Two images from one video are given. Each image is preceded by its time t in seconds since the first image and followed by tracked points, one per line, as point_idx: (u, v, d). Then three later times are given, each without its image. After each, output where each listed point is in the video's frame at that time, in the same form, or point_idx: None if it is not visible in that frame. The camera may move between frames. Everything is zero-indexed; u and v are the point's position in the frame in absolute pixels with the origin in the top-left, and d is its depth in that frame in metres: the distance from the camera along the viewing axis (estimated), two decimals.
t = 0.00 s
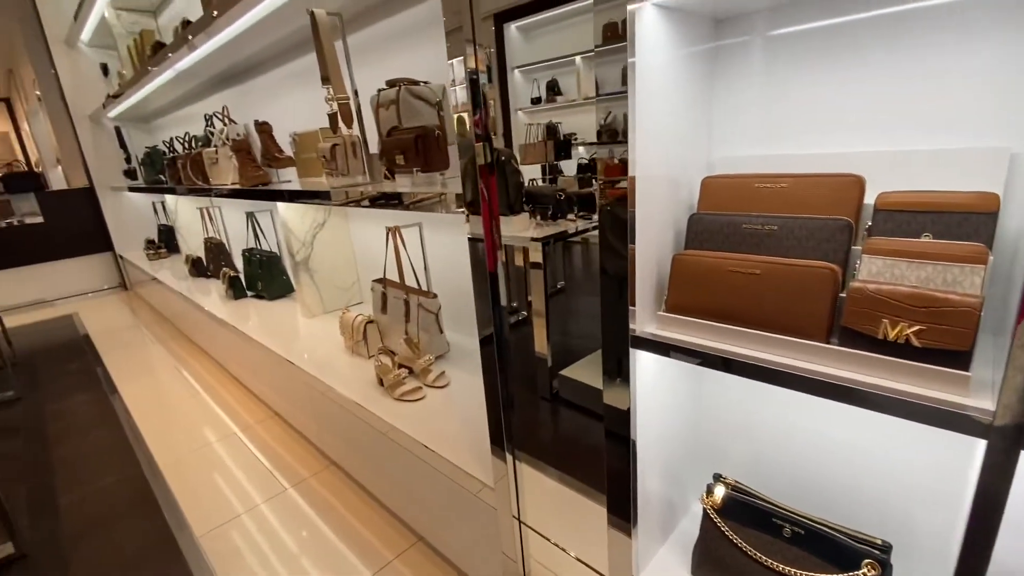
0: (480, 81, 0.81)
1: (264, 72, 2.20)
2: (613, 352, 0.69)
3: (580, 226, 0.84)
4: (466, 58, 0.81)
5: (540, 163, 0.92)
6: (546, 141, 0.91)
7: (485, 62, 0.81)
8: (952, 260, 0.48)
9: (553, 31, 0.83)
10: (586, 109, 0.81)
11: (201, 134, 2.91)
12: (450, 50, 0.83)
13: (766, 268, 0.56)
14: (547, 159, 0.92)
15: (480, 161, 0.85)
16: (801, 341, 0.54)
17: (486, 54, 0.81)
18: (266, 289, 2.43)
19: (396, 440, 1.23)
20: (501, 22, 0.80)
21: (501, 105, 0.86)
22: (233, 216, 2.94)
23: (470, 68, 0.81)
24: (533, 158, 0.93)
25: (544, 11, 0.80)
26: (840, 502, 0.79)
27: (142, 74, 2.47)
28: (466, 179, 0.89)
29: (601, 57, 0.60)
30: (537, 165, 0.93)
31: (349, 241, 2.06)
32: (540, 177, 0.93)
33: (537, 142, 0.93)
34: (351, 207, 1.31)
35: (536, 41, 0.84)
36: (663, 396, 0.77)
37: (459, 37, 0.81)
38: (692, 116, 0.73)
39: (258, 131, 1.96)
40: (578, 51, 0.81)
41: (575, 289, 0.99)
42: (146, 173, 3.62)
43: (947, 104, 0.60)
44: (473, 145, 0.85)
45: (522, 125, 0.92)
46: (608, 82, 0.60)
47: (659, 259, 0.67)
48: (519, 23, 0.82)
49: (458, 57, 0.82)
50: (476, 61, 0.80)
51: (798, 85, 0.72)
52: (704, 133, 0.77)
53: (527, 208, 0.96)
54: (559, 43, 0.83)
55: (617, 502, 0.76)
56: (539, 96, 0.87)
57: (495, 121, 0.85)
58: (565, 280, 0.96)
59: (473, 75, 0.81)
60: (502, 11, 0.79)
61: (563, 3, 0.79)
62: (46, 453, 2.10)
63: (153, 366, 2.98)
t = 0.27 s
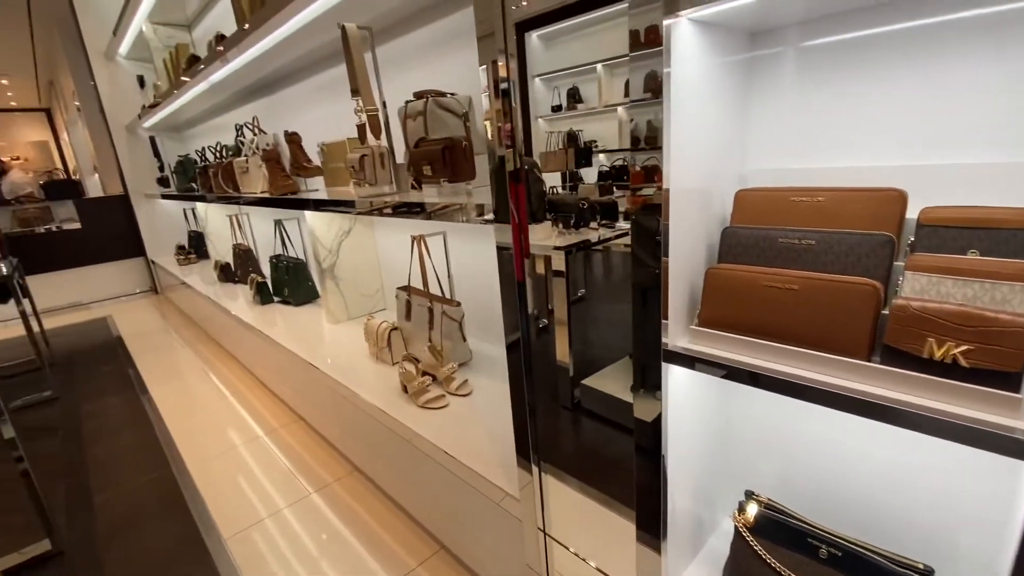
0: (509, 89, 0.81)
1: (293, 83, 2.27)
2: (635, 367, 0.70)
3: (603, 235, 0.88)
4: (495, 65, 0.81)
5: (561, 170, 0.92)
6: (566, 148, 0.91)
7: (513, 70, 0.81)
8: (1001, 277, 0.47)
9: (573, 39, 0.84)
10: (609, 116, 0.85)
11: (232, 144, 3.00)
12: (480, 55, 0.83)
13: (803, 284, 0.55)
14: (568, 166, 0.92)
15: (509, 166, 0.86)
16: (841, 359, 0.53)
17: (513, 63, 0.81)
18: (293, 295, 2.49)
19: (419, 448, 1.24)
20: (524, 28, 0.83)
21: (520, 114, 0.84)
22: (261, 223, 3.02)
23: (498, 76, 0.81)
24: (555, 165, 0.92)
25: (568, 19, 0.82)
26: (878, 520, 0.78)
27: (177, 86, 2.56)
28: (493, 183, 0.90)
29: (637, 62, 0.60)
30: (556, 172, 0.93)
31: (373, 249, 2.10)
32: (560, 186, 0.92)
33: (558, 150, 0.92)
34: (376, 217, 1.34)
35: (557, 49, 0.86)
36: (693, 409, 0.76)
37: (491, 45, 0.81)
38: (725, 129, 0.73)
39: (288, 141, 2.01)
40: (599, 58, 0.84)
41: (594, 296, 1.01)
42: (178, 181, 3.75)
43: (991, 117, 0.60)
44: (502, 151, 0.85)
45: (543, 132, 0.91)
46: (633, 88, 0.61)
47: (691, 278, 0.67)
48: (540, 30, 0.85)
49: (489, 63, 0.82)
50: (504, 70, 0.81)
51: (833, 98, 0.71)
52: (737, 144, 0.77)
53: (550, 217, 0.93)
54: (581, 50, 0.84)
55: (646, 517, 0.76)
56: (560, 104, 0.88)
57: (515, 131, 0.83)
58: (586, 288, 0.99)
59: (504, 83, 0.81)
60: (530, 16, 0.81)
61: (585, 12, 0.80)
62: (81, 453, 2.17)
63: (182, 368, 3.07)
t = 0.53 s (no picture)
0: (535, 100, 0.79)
1: (318, 95, 2.32)
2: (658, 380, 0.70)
3: (622, 243, 0.89)
4: (519, 73, 0.78)
5: (578, 178, 0.95)
6: (584, 157, 0.94)
7: (538, 79, 0.79)
8: None
9: (592, 48, 0.84)
10: (627, 124, 0.85)
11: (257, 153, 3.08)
12: (506, 62, 0.80)
13: (839, 301, 0.54)
14: (585, 174, 0.95)
15: (534, 174, 0.82)
16: (881, 380, 0.51)
17: (539, 73, 0.78)
18: (314, 302, 2.52)
19: (439, 458, 1.24)
20: (550, 36, 0.85)
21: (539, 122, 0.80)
22: (284, 231, 3.08)
23: (523, 84, 0.78)
24: (572, 173, 0.95)
25: (590, 27, 0.82)
26: (917, 542, 0.76)
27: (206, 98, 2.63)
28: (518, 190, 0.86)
29: (668, 67, 0.58)
30: (573, 181, 0.97)
31: (393, 258, 2.13)
32: (576, 195, 0.98)
33: (575, 159, 0.95)
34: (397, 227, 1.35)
35: (574, 57, 0.87)
36: (719, 425, 0.75)
37: (517, 52, 0.78)
38: (755, 141, 0.72)
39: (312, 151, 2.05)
40: (617, 67, 0.83)
41: (612, 305, 0.97)
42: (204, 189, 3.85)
43: None
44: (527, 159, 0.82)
45: (561, 141, 0.94)
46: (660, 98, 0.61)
47: (721, 294, 0.67)
48: (559, 41, 0.87)
49: (517, 69, 0.79)
50: (530, 78, 0.78)
51: (866, 110, 0.70)
52: (768, 157, 0.76)
53: (568, 226, 0.99)
54: (600, 60, 0.84)
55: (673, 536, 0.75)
56: (577, 112, 0.90)
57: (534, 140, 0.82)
58: (601, 299, 0.95)
59: (530, 92, 0.78)
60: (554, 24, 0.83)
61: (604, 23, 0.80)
62: (107, 457, 2.22)
63: (204, 373, 3.13)
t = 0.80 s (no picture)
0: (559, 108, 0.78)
1: (339, 106, 2.37)
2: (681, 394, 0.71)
3: (640, 253, 0.88)
4: (542, 82, 0.79)
5: (595, 186, 0.92)
6: (601, 165, 0.92)
7: (560, 87, 0.79)
8: None
9: (605, 58, 0.85)
10: (643, 133, 0.87)
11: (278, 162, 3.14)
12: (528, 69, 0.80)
13: (871, 318, 0.55)
14: (602, 183, 0.93)
15: (554, 182, 0.82)
16: (913, 399, 0.51)
17: (561, 82, 0.79)
18: (332, 308, 2.55)
19: (455, 467, 1.24)
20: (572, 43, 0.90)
21: (557, 131, 0.79)
22: (304, 238, 3.14)
23: (546, 92, 0.79)
24: (588, 182, 0.92)
25: (605, 36, 0.82)
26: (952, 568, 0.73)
27: (230, 108, 2.70)
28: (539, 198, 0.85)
29: (691, 75, 0.60)
30: (590, 189, 0.93)
31: (411, 266, 2.16)
32: (592, 204, 0.93)
33: (591, 167, 0.91)
34: (415, 236, 1.36)
35: (592, 66, 0.86)
36: (742, 440, 0.75)
37: (540, 59, 0.78)
38: (779, 153, 0.71)
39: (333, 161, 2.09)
40: (635, 76, 0.83)
41: (628, 314, 0.98)
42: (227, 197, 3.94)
43: None
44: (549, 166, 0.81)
45: (577, 149, 0.89)
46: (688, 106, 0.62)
47: (747, 310, 0.69)
48: (576, 49, 0.85)
49: (541, 77, 0.79)
50: (552, 86, 0.78)
51: (895, 122, 0.68)
52: (794, 170, 0.75)
53: (586, 234, 0.90)
54: (616, 68, 0.84)
55: (695, 550, 0.76)
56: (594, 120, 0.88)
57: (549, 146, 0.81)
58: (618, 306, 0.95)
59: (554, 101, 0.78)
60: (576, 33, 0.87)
61: (617, 31, 0.81)
62: (130, 460, 2.26)
63: (224, 377, 3.18)
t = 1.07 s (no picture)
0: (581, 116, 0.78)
1: (359, 113, 2.41)
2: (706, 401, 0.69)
3: (657, 261, 0.92)
4: (564, 88, 0.78)
5: (611, 194, 0.95)
6: (617, 173, 0.93)
7: (582, 95, 0.78)
8: None
9: (624, 64, 0.88)
10: (660, 139, 0.83)
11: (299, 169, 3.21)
12: (550, 75, 0.80)
13: (901, 331, 0.54)
14: (618, 190, 0.95)
15: (574, 189, 0.82)
16: (946, 416, 0.50)
17: (582, 89, 0.78)
18: (350, 313, 2.58)
19: (470, 474, 1.23)
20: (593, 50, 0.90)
21: (577, 139, 0.80)
22: (323, 243, 3.19)
23: (568, 100, 0.78)
24: (605, 189, 0.95)
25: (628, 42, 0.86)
26: None
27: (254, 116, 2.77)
28: (560, 203, 0.84)
29: (716, 81, 0.59)
30: (606, 196, 0.97)
31: (428, 272, 2.18)
32: (608, 210, 0.97)
33: (607, 174, 0.95)
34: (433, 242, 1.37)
35: (609, 73, 0.89)
36: (765, 452, 0.75)
37: (562, 65, 0.77)
38: (804, 162, 0.70)
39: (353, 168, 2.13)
40: (651, 83, 0.84)
41: (644, 323, 1.03)
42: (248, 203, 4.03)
43: None
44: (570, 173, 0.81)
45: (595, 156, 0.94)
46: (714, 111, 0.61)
47: (772, 319, 0.68)
48: (597, 57, 0.90)
49: (563, 83, 0.78)
50: (574, 93, 0.78)
51: (924, 131, 0.67)
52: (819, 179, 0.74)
53: (603, 241, 0.96)
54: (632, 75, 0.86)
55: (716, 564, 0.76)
56: (610, 128, 0.92)
57: (566, 153, 0.82)
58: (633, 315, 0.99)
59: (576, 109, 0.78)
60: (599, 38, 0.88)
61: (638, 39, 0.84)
62: (151, 460, 2.31)
63: (243, 379, 3.23)
